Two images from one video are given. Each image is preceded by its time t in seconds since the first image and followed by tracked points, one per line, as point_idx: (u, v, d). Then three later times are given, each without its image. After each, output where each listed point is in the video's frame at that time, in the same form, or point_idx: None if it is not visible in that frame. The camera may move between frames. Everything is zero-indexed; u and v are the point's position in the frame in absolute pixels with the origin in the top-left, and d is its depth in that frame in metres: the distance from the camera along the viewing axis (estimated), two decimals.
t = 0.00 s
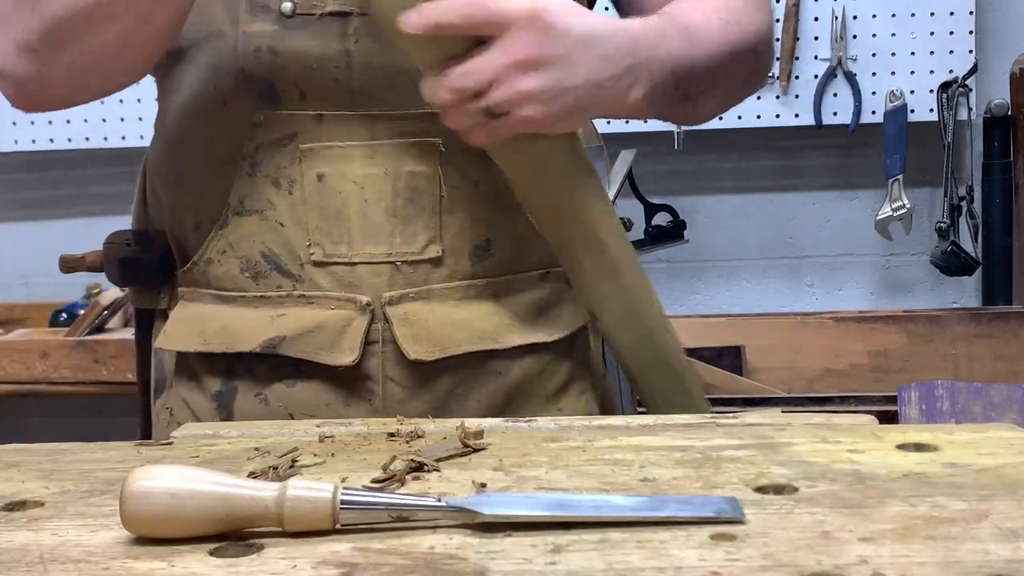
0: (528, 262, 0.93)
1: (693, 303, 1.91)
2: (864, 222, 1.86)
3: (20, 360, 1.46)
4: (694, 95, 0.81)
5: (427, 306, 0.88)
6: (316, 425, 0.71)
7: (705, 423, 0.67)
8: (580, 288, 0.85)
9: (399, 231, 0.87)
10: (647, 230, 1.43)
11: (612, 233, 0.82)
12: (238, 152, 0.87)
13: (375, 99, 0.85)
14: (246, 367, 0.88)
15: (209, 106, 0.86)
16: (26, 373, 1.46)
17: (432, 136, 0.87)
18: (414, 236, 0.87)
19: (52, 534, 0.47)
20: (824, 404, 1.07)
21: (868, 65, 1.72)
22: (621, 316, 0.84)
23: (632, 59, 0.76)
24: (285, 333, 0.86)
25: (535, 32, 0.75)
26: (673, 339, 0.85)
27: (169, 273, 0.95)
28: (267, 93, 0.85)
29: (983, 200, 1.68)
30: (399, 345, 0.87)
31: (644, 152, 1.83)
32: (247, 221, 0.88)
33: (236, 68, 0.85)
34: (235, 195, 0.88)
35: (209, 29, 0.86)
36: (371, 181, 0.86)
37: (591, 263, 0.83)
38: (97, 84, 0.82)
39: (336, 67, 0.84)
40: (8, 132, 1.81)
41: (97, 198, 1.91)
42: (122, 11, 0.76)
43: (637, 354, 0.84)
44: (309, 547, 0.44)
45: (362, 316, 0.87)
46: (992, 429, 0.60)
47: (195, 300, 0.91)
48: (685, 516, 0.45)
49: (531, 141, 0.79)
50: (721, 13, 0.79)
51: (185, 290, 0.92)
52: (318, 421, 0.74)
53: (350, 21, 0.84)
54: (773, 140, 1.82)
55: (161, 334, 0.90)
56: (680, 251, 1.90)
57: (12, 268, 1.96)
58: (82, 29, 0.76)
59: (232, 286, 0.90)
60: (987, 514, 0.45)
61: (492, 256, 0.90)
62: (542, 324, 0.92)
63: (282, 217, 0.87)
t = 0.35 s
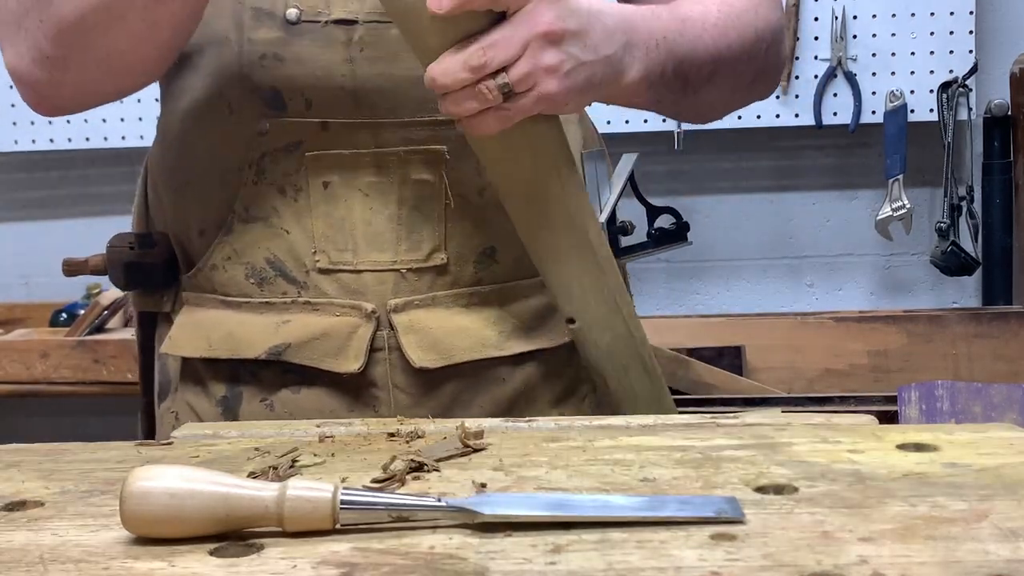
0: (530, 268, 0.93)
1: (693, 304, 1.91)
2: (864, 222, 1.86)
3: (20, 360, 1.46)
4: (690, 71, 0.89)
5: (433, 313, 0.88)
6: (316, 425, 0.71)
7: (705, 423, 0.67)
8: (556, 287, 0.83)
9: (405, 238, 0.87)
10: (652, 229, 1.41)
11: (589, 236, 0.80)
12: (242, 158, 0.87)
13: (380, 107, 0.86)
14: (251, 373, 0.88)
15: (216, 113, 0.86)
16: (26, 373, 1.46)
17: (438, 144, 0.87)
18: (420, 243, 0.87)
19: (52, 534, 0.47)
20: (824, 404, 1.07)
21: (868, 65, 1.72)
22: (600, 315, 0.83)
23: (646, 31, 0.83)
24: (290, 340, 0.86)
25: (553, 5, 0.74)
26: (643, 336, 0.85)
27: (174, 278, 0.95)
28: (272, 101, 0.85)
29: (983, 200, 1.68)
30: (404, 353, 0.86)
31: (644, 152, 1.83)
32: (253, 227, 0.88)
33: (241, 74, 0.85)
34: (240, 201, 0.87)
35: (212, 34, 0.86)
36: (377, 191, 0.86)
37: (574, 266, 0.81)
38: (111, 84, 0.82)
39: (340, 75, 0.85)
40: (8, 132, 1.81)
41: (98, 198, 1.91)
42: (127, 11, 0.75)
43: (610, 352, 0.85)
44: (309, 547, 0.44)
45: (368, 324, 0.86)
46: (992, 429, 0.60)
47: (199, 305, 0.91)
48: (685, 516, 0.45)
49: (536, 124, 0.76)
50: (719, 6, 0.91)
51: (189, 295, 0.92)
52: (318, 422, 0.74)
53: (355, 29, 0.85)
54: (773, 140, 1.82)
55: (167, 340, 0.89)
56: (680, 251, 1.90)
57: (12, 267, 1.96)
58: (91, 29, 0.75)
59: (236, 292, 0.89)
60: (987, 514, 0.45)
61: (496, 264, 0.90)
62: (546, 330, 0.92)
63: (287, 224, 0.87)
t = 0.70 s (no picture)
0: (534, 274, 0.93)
1: (693, 304, 1.91)
2: (864, 222, 1.86)
3: (20, 360, 1.46)
4: (679, 87, 0.88)
5: (436, 319, 0.88)
6: (316, 425, 0.71)
7: (705, 424, 0.67)
8: (557, 317, 0.76)
9: (409, 243, 0.86)
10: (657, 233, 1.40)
11: (581, 243, 0.75)
12: (246, 161, 0.87)
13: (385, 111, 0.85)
14: (254, 375, 0.88)
15: (221, 115, 0.87)
16: (26, 373, 1.46)
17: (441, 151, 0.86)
18: (423, 249, 0.87)
19: (52, 534, 0.47)
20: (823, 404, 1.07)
21: (868, 65, 1.72)
22: (603, 346, 0.75)
23: (627, 47, 0.84)
24: (293, 344, 0.85)
25: (543, 11, 0.77)
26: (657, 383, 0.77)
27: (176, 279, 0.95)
28: (278, 105, 0.86)
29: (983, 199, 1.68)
30: (409, 358, 0.86)
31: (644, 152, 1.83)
32: (256, 231, 0.87)
33: (248, 78, 0.86)
34: (244, 204, 0.87)
35: (218, 36, 0.87)
36: (381, 196, 0.85)
37: (575, 284, 0.75)
38: (112, 56, 0.82)
39: (346, 80, 0.85)
40: (8, 132, 1.81)
41: (98, 198, 1.91)
42: None
43: (625, 397, 0.75)
44: (309, 548, 0.44)
45: (371, 329, 0.86)
46: (991, 428, 0.60)
47: (202, 308, 0.91)
48: (685, 516, 0.45)
49: (529, 129, 0.77)
50: (711, 22, 0.91)
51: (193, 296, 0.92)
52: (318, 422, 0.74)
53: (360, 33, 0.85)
54: (773, 140, 1.82)
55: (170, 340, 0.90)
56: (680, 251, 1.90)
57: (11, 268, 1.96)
58: None
59: (240, 294, 0.89)
60: (987, 514, 0.45)
61: (500, 269, 0.90)
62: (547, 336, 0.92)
63: (291, 228, 0.86)
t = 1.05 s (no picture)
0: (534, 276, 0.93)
1: (693, 304, 1.91)
2: (865, 222, 1.86)
3: (20, 359, 1.46)
4: (682, 92, 0.88)
5: (436, 321, 0.88)
6: (316, 425, 0.71)
7: (704, 424, 0.67)
8: (557, 325, 0.76)
9: (407, 246, 0.86)
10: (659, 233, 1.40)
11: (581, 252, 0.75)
12: (246, 165, 0.87)
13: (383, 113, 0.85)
14: (255, 377, 0.88)
15: (222, 117, 0.88)
16: (26, 373, 1.46)
17: (439, 153, 0.86)
18: (422, 251, 0.87)
19: (53, 534, 0.47)
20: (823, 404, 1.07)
21: (868, 65, 1.72)
22: (602, 354, 0.75)
23: (630, 52, 0.83)
24: (293, 346, 0.85)
25: (546, 16, 0.76)
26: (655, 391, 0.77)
27: (179, 279, 0.94)
28: (277, 108, 0.85)
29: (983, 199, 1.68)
30: (407, 360, 0.86)
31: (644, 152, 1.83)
32: (256, 233, 0.87)
33: (248, 81, 0.86)
34: (244, 206, 0.87)
35: (218, 35, 0.88)
36: (379, 198, 0.85)
37: (575, 292, 0.75)
38: (114, 88, 0.82)
39: (343, 82, 0.85)
40: (8, 132, 1.81)
41: (98, 198, 1.91)
42: None
43: (623, 403, 0.76)
44: (309, 548, 0.44)
45: (370, 331, 0.86)
46: (991, 428, 0.60)
47: (205, 310, 0.91)
48: (685, 516, 0.45)
49: (531, 135, 0.77)
50: (712, 26, 0.91)
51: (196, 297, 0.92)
52: (318, 422, 0.74)
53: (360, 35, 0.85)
54: (772, 140, 1.82)
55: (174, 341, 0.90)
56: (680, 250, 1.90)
57: (11, 268, 1.96)
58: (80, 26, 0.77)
59: (242, 296, 0.89)
60: (987, 514, 0.45)
61: (501, 271, 0.90)
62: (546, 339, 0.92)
63: (291, 231, 0.86)
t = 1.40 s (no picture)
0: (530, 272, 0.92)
1: (693, 304, 1.91)
2: (864, 222, 1.86)
3: (20, 360, 1.46)
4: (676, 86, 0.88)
5: (431, 316, 0.87)
6: (316, 425, 0.71)
7: (705, 424, 0.67)
8: (557, 316, 0.76)
9: (403, 240, 0.86)
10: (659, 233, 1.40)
11: (580, 244, 0.76)
12: (242, 159, 0.87)
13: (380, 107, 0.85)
14: (251, 371, 0.88)
15: (217, 111, 0.87)
16: (26, 372, 1.46)
17: (434, 148, 0.85)
18: (417, 246, 0.86)
19: (53, 534, 0.47)
20: (824, 404, 1.07)
21: (868, 65, 1.72)
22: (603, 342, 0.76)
23: (624, 46, 0.83)
24: (288, 339, 0.85)
25: (539, 12, 0.76)
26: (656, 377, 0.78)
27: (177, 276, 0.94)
28: (275, 102, 0.86)
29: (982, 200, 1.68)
30: (401, 354, 0.86)
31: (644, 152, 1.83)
32: (251, 227, 0.86)
33: (244, 75, 0.86)
34: (240, 200, 0.87)
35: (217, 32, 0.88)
36: (374, 192, 0.84)
37: (575, 283, 0.76)
38: (119, 100, 0.82)
39: (341, 77, 0.85)
40: (9, 132, 1.81)
41: (98, 198, 1.91)
42: (121, 20, 0.76)
43: (624, 391, 0.76)
44: (309, 547, 0.44)
45: (365, 325, 0.86)
46: (991, 428, 0.60)
47: (200, 304, 0.90)
48: (686, 516, 0.45)
49: (525, 132, 0.77)
50: (708, 22, 0.90)
51: (191, 292, 0.91)
52: (318, 422, 0.74)
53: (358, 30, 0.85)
54: (772, 140, 1.82)
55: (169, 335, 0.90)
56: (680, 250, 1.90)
57: (11, 268, 1.96)
58: (90, 44, 0.76)
59: (237, 290, 0.89)
60: (987, 514, 0.45)
61: (497, 267, 0.90)
62: (541, 335, 0.92)
63: (286, 224, 0.86)
